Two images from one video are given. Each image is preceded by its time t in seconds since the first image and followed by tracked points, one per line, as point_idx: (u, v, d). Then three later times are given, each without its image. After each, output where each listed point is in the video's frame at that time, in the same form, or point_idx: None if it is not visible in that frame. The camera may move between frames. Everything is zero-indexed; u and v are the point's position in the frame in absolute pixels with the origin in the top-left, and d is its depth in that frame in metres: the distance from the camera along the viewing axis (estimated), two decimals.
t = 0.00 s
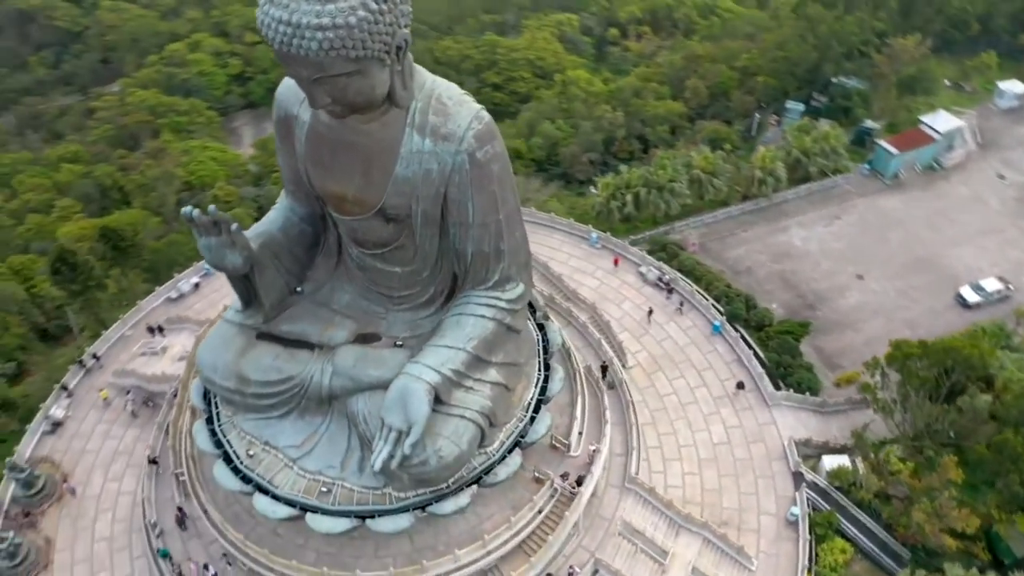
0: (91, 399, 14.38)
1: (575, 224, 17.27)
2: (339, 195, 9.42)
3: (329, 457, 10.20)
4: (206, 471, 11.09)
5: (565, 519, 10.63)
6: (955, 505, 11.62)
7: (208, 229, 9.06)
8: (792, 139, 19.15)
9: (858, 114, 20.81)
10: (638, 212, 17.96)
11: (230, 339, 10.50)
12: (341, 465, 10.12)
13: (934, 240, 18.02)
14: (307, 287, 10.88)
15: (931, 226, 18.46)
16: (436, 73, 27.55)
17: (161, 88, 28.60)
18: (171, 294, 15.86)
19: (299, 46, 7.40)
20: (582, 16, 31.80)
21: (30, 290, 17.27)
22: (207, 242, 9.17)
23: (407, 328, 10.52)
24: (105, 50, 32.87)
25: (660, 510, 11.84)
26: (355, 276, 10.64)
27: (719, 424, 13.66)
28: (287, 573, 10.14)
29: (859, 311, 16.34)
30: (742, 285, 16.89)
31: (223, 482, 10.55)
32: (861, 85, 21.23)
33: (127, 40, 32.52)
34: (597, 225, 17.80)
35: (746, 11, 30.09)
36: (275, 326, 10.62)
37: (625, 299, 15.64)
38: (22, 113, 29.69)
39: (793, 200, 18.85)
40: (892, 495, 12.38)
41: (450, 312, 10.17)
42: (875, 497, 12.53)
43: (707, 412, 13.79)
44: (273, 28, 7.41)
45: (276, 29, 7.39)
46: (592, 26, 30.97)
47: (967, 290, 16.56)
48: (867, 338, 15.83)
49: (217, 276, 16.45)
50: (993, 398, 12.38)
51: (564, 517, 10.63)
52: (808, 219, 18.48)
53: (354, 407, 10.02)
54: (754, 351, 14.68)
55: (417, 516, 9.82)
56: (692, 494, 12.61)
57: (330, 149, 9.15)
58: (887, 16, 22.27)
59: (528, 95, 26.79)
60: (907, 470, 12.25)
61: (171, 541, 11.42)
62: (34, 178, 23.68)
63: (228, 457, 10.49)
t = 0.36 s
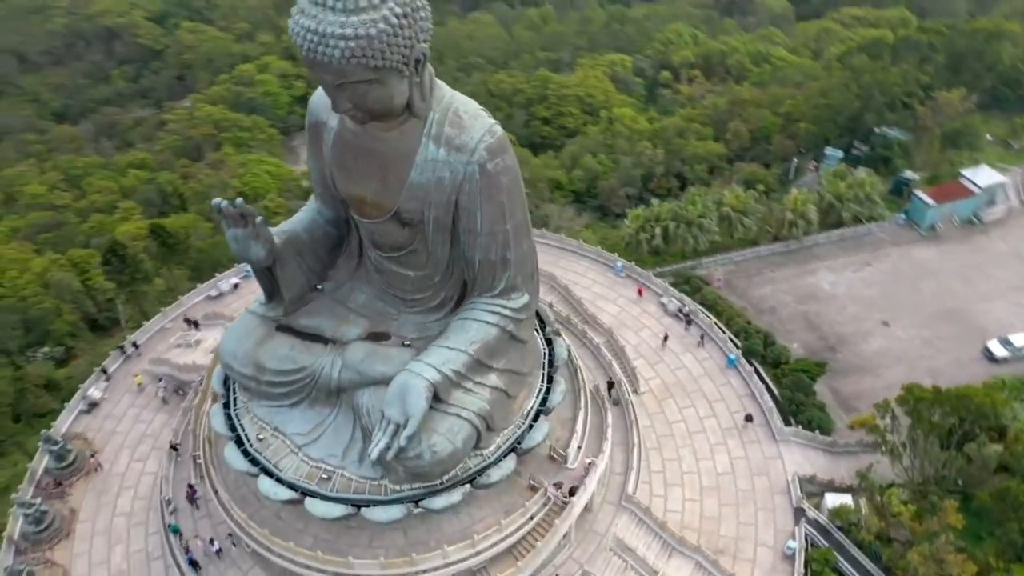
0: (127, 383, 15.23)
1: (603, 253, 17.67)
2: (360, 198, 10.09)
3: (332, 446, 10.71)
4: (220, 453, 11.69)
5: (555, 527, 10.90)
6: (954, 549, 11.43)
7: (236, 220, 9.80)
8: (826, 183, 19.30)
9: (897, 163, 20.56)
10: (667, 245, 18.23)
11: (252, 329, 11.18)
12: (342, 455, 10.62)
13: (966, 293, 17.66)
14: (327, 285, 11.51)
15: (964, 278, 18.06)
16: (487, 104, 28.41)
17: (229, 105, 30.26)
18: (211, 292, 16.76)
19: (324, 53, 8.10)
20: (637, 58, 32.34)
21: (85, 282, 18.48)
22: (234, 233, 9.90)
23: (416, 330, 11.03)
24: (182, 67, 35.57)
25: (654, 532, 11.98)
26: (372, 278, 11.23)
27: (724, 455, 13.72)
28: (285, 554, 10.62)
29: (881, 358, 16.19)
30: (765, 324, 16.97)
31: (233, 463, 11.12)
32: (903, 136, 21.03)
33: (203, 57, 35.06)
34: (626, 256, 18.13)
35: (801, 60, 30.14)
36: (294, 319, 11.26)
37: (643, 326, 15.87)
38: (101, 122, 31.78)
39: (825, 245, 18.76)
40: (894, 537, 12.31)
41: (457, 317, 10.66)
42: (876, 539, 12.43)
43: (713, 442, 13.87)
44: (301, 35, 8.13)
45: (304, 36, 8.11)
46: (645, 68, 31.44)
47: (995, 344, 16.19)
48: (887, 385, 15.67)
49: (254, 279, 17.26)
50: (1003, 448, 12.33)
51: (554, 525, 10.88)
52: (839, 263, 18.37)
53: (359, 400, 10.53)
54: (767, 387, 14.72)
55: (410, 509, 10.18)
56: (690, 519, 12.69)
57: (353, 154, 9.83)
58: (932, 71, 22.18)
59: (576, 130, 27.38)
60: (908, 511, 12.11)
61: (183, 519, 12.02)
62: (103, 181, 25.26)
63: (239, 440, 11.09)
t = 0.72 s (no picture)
0: (165, 377, 16.11)
1: (630, 283, 18.08)
2: (383, 205, 10.83)
3: (344, 439, 11.29)
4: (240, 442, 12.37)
5: (550, 533, 11.24)
6: None
7: (269, 220, 10.62)
8: (856, 229, 19.39)
9: (931, 214, 20.56)
10: (692, 279, 18.41)
11: (279, 324, 11.92)
12: (353, 447, 11.18)
13: (993, 345, 17.48)
14: (351, 289, 12.22)
15: (992, 331, 17.91)
16: (533, 141, 29.30)
17: (288, 131, 31.81)
18: (250, 298, 17.67)
19: (354, 66, 8.90)
20: (684, 102, 32.84)
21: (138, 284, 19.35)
22: (267, 231, 10.71)
23: (431, 335, 11.62)
24: (248, 94, 37.46)
25: (652, 550, 12.18)
26: (394, 284, 11.90)
27: (731, 483, 13.84)
28: (292, 538, 11.18)
29: (901, 402, 16.11)
30: (785, 361, 17.05)
31: (252, 451, 11.77)
32: (939, 187, 21.00)
33: (269, 86, 37.25)
34: (651, 287, 18.37)
35: (849, 110, 30.16)
36: (318, 319, 11.97)
37: (662, 354, 16.17)
38: (169, 142, 33.68)
39: (853, 289, 18.85)
40: None
41: (469, 324, 11.24)
42: None
43: (721, 470, 14.02)
44: (335, 49, 8.95)
45: (338, 50, 8.93)
46: (691, 112, 31.84)
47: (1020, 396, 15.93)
48: (904, 429, 15.58)
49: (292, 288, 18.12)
50: (1009, 492, 12.43)
51: (550, 531, 11.22)
52: (866, 307, 18.42)
53: (372, 397, 11.11)
54: (779, 421, 14.83)
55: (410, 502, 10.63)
56: (691, 543, 12.84)
57: (379, 164, 10.60)
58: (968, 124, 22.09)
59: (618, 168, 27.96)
60: (909, 553, 12.02)
61: (202, 503, 12.69)
62: (165, 194, 26.78)
63: (259, 428, 11.75)
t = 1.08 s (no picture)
0: (199, 380, 16.96)
1: (649, 313, 18.51)
2: (406, 217, 11.61)
3: (358, 437, 11.92)
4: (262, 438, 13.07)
5: (549, 539, 11.64)
6: None
7: (300, 226, 11.47)
8: (878, 271, 19.57)
9: (956, 261, 20.59)
10: (712, 313, 18.82)
11: (305, 328, 12.72)
12: (366, 445, 11.81)
13: (1012, 392, 17.41)
14: (374, 297, 12.97)
15: (1013, 378, 17.82)
16: (569, 179, 30.02)
17: (335, 161, 33.23)
18: (285, 311, 18.58)
19: (382, 85, 9.74)
20: (721, 146, 33.27)
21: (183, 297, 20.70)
22: (297, 237, 11.55)
23: (446, 342, 12.27)
24: (300, 126, 39.12)
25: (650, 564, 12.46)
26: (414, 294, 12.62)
27: (735, 508, 14.06)
28: (305, 529, 11.79)
29: (914, 442, 16.16)
30: (800, 396, 17.21)
31: (272, 445, 12.45)
32: (966, 235, 21.04)
33: (319, 118, 38.92)
34: (671, 318, 18.74)
35: (886, 157, 30.20)
36: (342, 323, 12.73)
37: (676, 382, 16.52)
38: (223, 168, 35.37)
39: (874, 331, 18.99)
40: None
41: (481, 334, 11.86)
42: None
43: (726, 495, 14.25)
44: (366, 69, 9.82)
45: (368, 70, 9.79)
46: (726, 156, 32.18)
47: None
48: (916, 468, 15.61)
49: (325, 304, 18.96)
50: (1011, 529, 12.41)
51: (550, 537, 11.64)
52: (886, 348, 18.54)
53: (386, 398, 11.75)
54: (787, 452, 15.04)
55: (416, 498, 11.17)
56: (691, 563, 13.07)
57: (404, 179, 11.40)
58: (997, 174, 22.21)
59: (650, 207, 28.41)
60: None
61: (224, 496, 13.39)
62: (214, 216, 28.13)
63: (280, 424, 12.45)
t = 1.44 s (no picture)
0: (223, 392, 17.72)
1: (659, 341, 19.00)
2: (422, 234, 12.36)
3: (369, 442, 12.52)
4: (279, 442, 13.72)
5: (548, 545, 12.09)
6: None
7: (322, 240, 12.27)
8: (887, 307, 19.86)
9: (966, 301, 20.83)
10: (721, 344, 19.20)
11: (324, 338, 13.44)
12: (376, 449, 12.40)
13: (1020, 429, 17.50)
14: (390, 312, 13.67)
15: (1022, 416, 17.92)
16: (591, 217, 30.56)
17: (364, 194, 34.38)
18: (308, 330, 19.36)
19: (401, 108, 10.57)
20: (742, 187, 33.73)
21: (212, 314, 21.38)
22: (320, 251, 12.33)
23: (456, 354, 12.90)
24: (333, 161, 40.44)
25: None
26: (428, 308, 13.30)
27: (735, 529, 14.31)
28: (315, 528, 12.35)
29: (918, 474, 16.34)
30: (808, 426, 17.47)
31: (288, 448, 13.10)
32: (977, 275, 21.29)
33: (352, 153, 40.28)
34: (681, 347, 19.17)
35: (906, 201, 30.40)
36: (359, 335, 13.42)
37: (682, 408, 16.91)
38: (257, 199, 36.67)
39: (883, 366, 19.25)
40: None
41: (489, 347, 12.48)
42: None
43: (727, 517, 14.52)
44: (387, 93, 10.66)
45: (389, 94, 10.64)
46: (746, 198, 32.53)
47: None
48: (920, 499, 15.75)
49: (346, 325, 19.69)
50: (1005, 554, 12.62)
51: (549, 544, 12.07)
52: (894, 383, 18.78)
53: (397, 404, 12.36)
54: (789, 477, 15.33)
55: (421, 500, 11.70)
56: None
57: (420, 197, 12.17)
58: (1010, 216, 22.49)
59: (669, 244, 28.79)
60: None
61: (241, 497, 14.01)
62: (246, 242, 29.22)
63: (296, 428, 13.11)
